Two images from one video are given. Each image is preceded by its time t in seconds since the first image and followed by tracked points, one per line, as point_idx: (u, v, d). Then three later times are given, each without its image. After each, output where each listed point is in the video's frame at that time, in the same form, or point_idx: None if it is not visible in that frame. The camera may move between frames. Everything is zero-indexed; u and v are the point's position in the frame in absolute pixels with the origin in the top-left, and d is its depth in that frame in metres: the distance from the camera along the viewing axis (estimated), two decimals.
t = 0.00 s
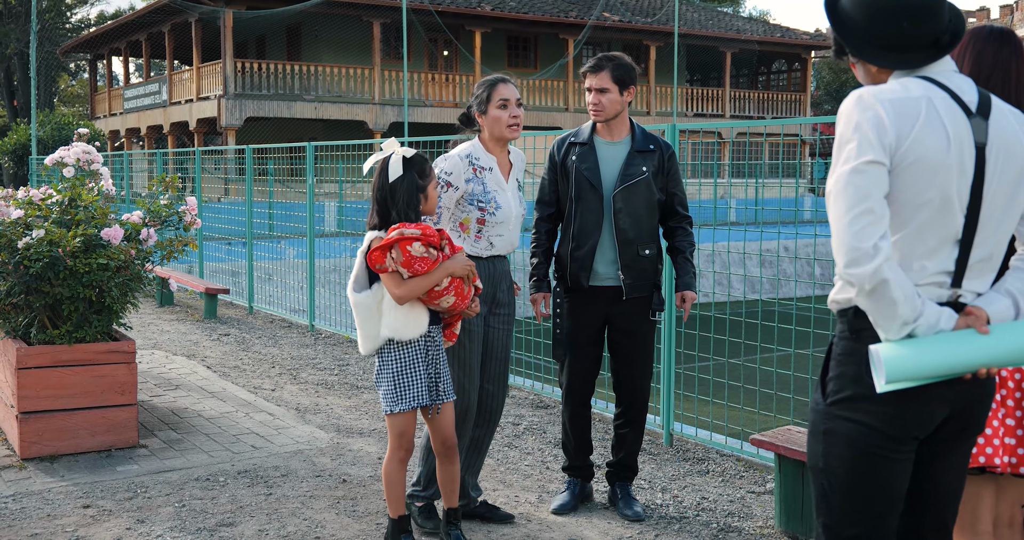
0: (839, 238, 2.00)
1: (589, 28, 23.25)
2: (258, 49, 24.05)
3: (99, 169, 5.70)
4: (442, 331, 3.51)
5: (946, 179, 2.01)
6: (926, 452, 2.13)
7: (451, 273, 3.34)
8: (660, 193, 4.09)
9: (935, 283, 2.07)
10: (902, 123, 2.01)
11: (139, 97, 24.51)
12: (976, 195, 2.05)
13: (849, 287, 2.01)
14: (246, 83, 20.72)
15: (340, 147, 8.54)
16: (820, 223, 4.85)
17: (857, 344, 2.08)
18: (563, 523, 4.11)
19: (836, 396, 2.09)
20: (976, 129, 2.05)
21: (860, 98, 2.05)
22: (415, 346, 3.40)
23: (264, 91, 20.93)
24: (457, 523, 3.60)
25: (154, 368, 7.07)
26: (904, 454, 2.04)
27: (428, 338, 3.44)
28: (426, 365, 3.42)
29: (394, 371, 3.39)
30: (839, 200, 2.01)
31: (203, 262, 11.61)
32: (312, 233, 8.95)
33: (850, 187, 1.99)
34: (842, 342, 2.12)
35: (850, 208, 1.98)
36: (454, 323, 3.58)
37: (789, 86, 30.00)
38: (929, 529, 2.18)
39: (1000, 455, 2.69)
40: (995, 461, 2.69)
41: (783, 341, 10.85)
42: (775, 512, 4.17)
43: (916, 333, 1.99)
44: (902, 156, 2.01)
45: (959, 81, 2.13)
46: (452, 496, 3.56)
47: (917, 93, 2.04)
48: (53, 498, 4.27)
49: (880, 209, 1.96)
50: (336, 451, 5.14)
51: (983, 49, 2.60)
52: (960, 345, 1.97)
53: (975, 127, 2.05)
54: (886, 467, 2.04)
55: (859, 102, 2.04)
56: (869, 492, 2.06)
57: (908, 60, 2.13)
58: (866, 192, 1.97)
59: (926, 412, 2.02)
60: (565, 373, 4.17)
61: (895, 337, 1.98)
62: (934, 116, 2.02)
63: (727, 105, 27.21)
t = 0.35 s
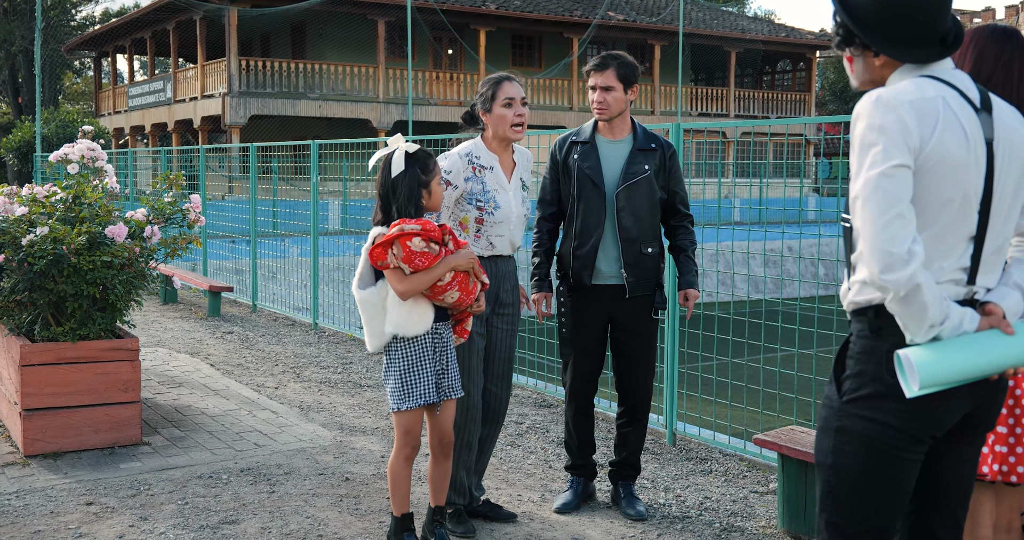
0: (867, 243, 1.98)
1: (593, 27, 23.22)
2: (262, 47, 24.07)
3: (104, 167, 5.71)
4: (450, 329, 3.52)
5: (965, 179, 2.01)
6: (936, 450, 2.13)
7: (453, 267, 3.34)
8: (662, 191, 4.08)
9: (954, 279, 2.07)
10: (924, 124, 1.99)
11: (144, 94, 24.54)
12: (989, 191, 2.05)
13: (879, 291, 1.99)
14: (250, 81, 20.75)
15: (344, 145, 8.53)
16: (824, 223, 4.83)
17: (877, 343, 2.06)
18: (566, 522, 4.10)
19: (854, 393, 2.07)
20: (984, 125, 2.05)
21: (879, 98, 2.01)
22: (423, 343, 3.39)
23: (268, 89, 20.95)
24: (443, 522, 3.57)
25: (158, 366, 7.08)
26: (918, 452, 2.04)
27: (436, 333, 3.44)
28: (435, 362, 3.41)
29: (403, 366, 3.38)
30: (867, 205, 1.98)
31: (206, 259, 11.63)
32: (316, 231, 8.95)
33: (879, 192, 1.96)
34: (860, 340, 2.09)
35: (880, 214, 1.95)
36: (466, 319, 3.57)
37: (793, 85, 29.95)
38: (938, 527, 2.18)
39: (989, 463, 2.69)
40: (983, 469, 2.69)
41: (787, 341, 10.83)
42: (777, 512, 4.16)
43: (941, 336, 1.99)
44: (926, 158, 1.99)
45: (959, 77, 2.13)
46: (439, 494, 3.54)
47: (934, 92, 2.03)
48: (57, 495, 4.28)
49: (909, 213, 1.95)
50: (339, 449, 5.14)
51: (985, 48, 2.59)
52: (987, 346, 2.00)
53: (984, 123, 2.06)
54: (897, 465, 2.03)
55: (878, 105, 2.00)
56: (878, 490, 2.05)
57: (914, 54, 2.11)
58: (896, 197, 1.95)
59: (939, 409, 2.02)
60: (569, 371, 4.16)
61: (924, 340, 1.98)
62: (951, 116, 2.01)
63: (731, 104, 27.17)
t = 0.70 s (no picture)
0: (858, 243, 1.97)
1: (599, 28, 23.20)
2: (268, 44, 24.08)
3: (108, 161, 5.70)
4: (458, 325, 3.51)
5: (959, 180, 2.00)
6: (938, 451, 2.12)
7: (457, 263, 3.33)
8: (667, 192, 4.08)
9: (947, 281, 2.06)
10: (917, 125, 1.98)
11: (149, 89, 24.55)
12: (985, 194, 2.04)
13: (869, 291, 1.99)
14: (256, 78, 20.75)
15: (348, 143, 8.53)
16: (828, 225, 4.82)
17: (872, 345, 2.05)
18: (566, 522, 4.09)
19: (852, 397, 2.07)
20: (982, 127, 2.04)
21: (873, 99, 2.01)
22: (429, 339, 3.39)
23: (273, 86, 20.95)
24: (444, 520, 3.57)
25: (160, 361, 7.09)
26: (919, 453, 2.04)
27: (443, 330, 3.43)
28: (441, 358, 3.41)
29: (408, 364, 3.37)
30: (858, 205, 1.98)
31: (210, 256, 11.63)
32: (319, 228, 8.95)
33: (869, 193, 1.96)
34: (856, 343, 2.09)
35: (870, 214, 1.95)
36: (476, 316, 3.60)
37: (799, 87, 29.91)
38: (943, 527, 2.17)
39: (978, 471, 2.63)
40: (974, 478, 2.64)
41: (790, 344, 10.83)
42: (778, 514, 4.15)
43: (933, 336, 1.98)
44: (919, 159, 1.98)
45: (960, 79, 2.12)
46: (439, 491, 3.54)
47: (930, 93, 2.02)
48: (57, 489, 4.28)
49: (900, 213, 1.94)
50: (340, 446, 5.14)
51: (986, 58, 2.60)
52: (976, 346, 1.98)
53: (982, 126, 2.04)
54: (900, 466, 2.03)
55: (873, 104, 1.99)
56: (883, 494, 2.05)
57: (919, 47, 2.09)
58: (886, 197, 1.94)
59: (939, 410, 2.01)
60: (572, 371, 4.16)
61: (915, 340, 1.97)
62: (946, 117, 2.00)
63: (736, 106, 27.14)
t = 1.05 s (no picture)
0: (840, 239, 1.98)
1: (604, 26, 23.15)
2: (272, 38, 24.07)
3: (110, 154, 5.70)
4: (460, 321, 3.50)
5: (947, 180, 1.99)
6: (934, 453, 2.11)
7: (460, 261, 3.33)
8: (670, 191, 4.07)
9: (938, 282, 2.04)
10: (905, 123, 1.98)
11: (152, 83, 24.54)
12: (978, 195, 2.02)
13: (852, 287, 1.99)
14: (259, 72, 20.74)
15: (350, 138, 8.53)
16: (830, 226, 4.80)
17: (862, 347, 2.06)
18: (565, 520, 4.09)
19: (845, 399, 2.08)
20: (976, 129, 2.03)
21: (861, 97, 2.02)
22: (433, 336, 3.38)
23: (277, 80, 20.93)
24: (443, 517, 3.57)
25: (161, 355, 7.09)
26: (914, 455, 2.03)
27: (447, 326, 3.42)
28: (445, 354, 3.40)
29: (411, 360, 3.37)
30: (841, 201, 1.99)
31: (211, 250, 11.63)
32: (321, 224, 8.94)
33: (852, 188, 1.96)
34: (847, 344, 2.10)
35: (852, 209, 1.95)
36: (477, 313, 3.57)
37: (802, 88, 29.87)
38: (941, 530, 2.16)
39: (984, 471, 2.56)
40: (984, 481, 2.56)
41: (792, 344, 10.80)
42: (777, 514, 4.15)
43: (920, 335, 1.97)
44: (906, 157, 1.98)
45: (959, 80, 2.11)
46: (439, 487, 3.53)
47: (921, 92, 2.02)
48: (57, 481, 4.28)
49: (883, 210, 1.94)
50: (341, 442, 5.14)
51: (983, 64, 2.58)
52: (963, 345, 1.96)
53: (976, 127, 2.03)
54: (895, 468, 2.02)
55: (861, 102, 2.00)
56: (880, 496, 2.04)
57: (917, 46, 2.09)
58: (869, 193, 1.95)
59: (933, 411, 2.01)
60: (572, 370, 4.15)
61: (899, 338, 1.96)
62: (936, 115, 2.00)
63: (740, 106, 27.10)
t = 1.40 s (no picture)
0: (834, 241, 1.99)
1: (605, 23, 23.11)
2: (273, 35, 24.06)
3: (112, 151, 5.70)
4: (460, 320, 3.50)
5: (942, 180, 1.98)
6: (933, 453, 2.11)
7: (464, 258, 3.32)
8: (672, 189, 4.07)
9: (934, 281, 2.04)
10: (898, 123, 1.98)
11: (153, 80, 24.53)
12: (974, 194, 2.01)
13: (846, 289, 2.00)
14: (260, 69, 20.72)
15: (351, 136, 8.53)
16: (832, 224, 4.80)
17: (859, 347, 2.06)
18: (566, 517, 4.08)
19: (843, 399, 2.07)
20: (972, 127, 2.01)
21: (855, 98, 2.02)
22: (434, 333, 3.38)
23: (278, 77, 20.93)
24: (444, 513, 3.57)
25: (162, 352, 7.08)
26: (914, 455, 2.02)
27: (447, 324, 3.42)
28: (445, 352, 3.40)
29: (412, 358, 3.36)
30: (834, 203, 1.99)
31: (212, 247, 11.63)
32: (322, 221, 8.93)
33: (845, 191, 1.97)
34: (845, 344, 2.09)
35: (845, 211, 1.96)
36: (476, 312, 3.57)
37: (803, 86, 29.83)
38: (942, 531, 2.15)
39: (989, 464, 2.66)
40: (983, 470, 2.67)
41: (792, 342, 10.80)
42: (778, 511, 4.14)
43: (916, 334, 1.97)
44: (899, 157, 1.98)
45: (955, 77, 2.09)
46: (439, 485, 3.53)
47: (915, 91, 2.01)
48: (57, 479, 4.28)
49: (876, 212, 1.94)
50: (341, 439, 5.14)
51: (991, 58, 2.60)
52: (958, 345, 1.95)
53: (971, 125, 2.01)
54: (895, 468, 2.01)
55: (854, 103, 2.00)
56: (880, 496, 2.03)
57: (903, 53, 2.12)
58: (861, 195, 1.95)
59: (932, 411, 2.00)
60: (573, 368, 4.15)
61: (895, 339, 1.97)
62: (930, 115, 1.99)
63: (741, 104, 27.07)
